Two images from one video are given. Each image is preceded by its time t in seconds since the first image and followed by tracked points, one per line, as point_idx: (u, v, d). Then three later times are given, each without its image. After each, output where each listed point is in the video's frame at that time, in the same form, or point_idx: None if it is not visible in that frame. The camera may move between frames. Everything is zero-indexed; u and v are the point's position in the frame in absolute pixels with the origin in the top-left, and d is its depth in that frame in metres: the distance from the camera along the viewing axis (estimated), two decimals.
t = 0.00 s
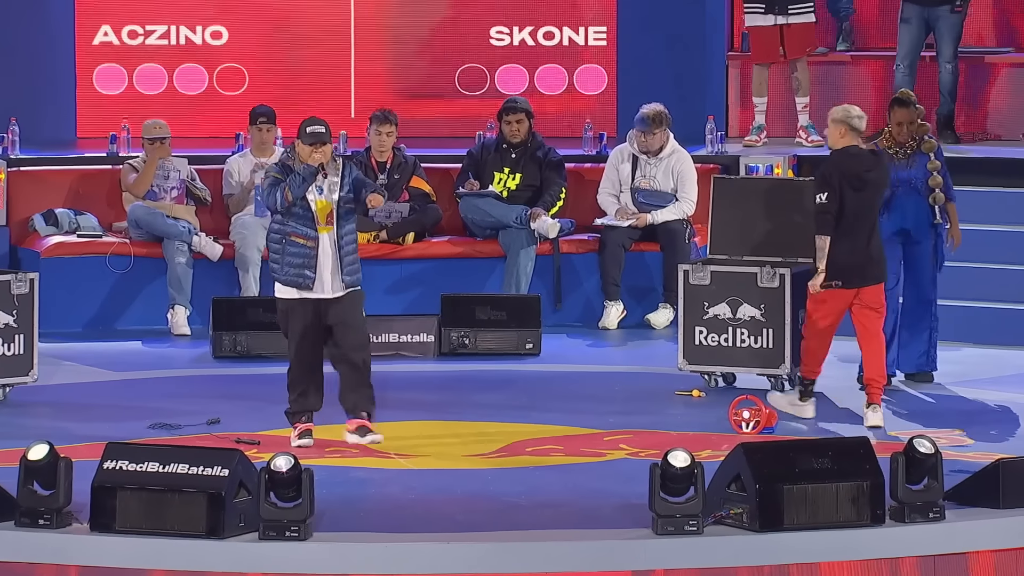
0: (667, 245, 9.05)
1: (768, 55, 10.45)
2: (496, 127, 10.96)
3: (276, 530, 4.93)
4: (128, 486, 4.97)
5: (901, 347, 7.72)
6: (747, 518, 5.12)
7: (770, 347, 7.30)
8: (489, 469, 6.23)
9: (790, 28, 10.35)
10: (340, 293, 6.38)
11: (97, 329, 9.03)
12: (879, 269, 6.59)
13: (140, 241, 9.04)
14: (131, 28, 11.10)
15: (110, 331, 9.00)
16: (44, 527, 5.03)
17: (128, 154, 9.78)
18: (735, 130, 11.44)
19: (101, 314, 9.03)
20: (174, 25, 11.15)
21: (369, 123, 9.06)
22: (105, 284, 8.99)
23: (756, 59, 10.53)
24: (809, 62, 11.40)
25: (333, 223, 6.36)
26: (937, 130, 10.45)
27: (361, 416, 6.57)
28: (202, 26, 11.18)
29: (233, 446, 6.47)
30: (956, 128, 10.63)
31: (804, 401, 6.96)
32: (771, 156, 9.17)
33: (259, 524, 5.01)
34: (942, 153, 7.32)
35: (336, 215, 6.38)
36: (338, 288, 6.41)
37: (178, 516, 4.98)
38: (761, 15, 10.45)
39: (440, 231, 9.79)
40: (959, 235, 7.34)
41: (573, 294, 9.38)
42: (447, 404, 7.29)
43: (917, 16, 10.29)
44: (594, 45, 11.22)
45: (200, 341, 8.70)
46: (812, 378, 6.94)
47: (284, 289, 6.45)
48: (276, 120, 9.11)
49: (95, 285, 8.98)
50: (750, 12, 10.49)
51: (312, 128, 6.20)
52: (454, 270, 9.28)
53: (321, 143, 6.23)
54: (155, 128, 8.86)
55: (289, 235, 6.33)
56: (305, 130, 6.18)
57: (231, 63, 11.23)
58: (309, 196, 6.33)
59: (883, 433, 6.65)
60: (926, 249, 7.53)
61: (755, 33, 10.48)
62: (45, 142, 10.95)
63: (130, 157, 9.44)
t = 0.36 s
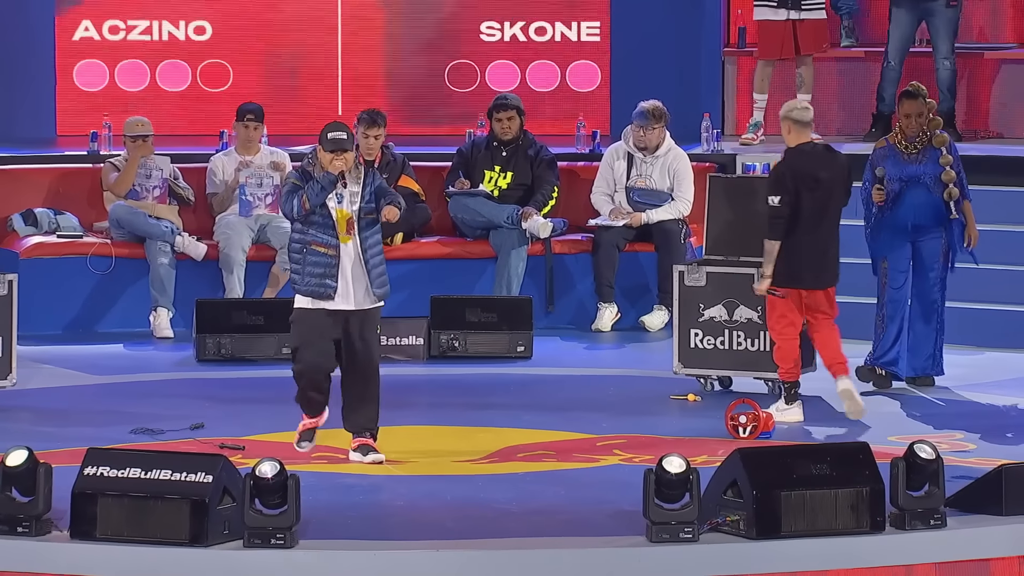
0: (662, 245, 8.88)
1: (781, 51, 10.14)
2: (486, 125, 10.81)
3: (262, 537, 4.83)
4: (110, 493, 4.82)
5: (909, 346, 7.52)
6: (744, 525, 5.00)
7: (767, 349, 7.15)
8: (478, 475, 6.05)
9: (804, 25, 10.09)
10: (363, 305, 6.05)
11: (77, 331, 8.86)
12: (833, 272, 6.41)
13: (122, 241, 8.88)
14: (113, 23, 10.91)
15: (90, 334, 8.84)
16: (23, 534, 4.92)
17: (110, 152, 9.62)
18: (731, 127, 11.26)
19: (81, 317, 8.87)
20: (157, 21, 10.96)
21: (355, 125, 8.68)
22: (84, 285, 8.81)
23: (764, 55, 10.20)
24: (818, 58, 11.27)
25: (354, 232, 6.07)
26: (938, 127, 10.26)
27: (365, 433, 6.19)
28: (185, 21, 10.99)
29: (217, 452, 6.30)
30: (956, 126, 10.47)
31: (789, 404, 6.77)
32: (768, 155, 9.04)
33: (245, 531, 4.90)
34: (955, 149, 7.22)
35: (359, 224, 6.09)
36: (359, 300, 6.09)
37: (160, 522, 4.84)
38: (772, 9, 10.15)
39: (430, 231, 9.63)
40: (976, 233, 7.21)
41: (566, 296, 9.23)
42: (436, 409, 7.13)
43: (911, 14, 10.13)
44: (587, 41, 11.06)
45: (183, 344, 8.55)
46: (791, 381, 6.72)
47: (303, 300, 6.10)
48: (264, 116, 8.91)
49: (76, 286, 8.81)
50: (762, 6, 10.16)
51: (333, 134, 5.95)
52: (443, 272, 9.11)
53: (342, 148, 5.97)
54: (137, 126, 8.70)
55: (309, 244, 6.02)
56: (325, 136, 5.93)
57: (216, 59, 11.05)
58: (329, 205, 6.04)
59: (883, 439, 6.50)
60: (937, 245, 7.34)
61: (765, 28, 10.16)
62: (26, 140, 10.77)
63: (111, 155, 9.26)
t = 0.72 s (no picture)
0: (659, 244, 8.75)
1: (782, 44, 9.84)
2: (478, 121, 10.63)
3: (247, 544, 4.71)
4: (92, 499, 4.72)
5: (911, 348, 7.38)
6: (742, 531, 4.86)
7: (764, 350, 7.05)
8: (470, 479, 5.88)
9: (809, 20, 9.78)
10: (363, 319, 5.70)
11: (58, 332, 8.71)
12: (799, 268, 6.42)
13: (103, 240, 8.71)
14: (94, 15, 10.74)
15: (71, 334, 8.69)
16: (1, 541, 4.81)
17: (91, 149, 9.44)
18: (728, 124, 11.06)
19: (62, 317, 8.72)
20: (139, 13, 10.79)
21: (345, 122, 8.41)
22: (65, 284, 8.66)
23: (767, 49, 9.88)
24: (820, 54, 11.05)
25: (349, 244, 5.70)
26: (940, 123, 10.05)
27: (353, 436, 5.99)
28: (168, 14, 10.83)
29: (201, 455, 6.13)
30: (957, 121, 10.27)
31: (789, 406, 6.63)
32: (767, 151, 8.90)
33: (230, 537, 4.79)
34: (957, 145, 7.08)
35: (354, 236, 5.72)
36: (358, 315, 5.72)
37: (143, 529, 4.74)
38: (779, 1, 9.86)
39: (420, 230, 9.47)
40: (976, 231, 7.04)
41: (561, 296, 9.07)
42: (426, 412, 6.97)
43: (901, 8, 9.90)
44: (581, 35, 10.88)
45: (166, 345, 8.40)
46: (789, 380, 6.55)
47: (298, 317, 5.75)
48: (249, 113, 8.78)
49: (58, 286, 8.65)
50: None
51: (322, 144, 5.53)
52: (434, 271, 8.95)
53: (331, 161, 5.54)
54: (121, 121, 8.51)
55: (302, 260, 5.65)
56: (312, 149, 5.51)
57: (201, 53, 10.88)
58: (321, 216, 5.66)
59: (884, 442, 6.35)
60: (937, 245, 7.19)
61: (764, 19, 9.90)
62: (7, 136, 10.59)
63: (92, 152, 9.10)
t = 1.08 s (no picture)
0: (663, 244, 8.60)
1: (791, 38, 9.54)
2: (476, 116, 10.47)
3: (240, 551, 4.61)
4: (80, 504, 4.60)
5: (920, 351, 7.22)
6: (747, 538, 4.71)
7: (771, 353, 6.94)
8: (469, 484, 5.72)
9: (813, 13, 9.54)
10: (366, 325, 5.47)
11: (46, 333, 8.58)
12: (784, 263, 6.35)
13: (92, 239, 8.53)
14: (83, 10, 10.63)
15: (59, 336, 8.55)
16: None
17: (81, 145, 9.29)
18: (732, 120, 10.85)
19: (50, 318, 8.58)
20: (129, 7, 10.66)
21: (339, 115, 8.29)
22: (53, 284, 8.52)
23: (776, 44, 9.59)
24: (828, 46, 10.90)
25: (360, 247, 5.48)
26: (949, 118, 9.86)
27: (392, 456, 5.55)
28: (159, 8, 10.68)
29: (193, 460, 5.96)
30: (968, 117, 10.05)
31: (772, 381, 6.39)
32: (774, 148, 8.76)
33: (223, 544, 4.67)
34: (957, 140, 6.96)
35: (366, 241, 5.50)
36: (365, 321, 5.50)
37: (134, 535, 4.63)
38: None
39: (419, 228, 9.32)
40: (979, 229, 6.90)
41: (561, 297, 8.92)
42: (424, 416, 6.81)
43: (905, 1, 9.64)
44: (582, 29, 10.71)
45: (157, 347, 8.26)
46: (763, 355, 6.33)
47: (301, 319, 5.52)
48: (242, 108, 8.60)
49: (46, 286, 8.52)
50: None
51: (341, 143, 5.34)
52: (433, 271, 8.80)
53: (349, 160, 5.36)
54: (113, 118, 8.38)
55: (310, 259, 5.43)
56: (333, 145, 5.33)
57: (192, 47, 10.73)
58: (333, 217, 5.45)
59: (893, 447, 6.20)
60: (942, 244, 7.03)
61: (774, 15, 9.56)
62: None
63: (81, 149, 8.93)
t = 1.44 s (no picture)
0: (664, 244, 8.46)
1: (791, 36, 9.43)
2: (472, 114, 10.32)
3: (230, 559, 4.46)
4: (67, 511, 4.45)
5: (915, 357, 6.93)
6: (751, 545, 4.56)
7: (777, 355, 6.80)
8: (465, 490, 5.56)
9: (812, 9, 9.39)
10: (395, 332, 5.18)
11: (32, 336, 8.43)
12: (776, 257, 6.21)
13: (80, 239, 8.40)
14: (69, 4, 10.50)
15: (46, 338, 8.41)
16: None
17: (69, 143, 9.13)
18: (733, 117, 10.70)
19: (36, 320, 8.43)
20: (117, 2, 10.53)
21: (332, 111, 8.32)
22: (39, 286, 8.38)
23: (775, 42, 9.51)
24: (833, 42, 10.75)
25: (386, 253, 5.20)
26: (957, 116, 9.73)
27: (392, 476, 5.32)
28: (148, 2, 10.55)
29: (183, 466, 5.80)
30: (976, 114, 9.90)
31: (721, 399, 6.64)
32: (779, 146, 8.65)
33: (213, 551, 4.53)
34: (947, 137, 6.72)
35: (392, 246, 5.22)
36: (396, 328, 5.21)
37: (122, 543, 4.48)
38: None
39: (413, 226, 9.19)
40: (967, 228, 6.76)
41: (559, 298, 8.77)
42: (419, 420, 6.66)
43: None
44: (582, 24, 10.60)
45: (145, 349, 8.13)
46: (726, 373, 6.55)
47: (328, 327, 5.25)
48: (232, 105, 8.42)
49: (32, 287, 8.38)
50: None
51: (364, 145, 5.08)
52: (429, 271, 8.65)
53: (372, 163, 5.11)
54: (100, 115, 8.24)
55: (335, 264, 5.17)
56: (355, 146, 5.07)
57: (180, 43, 10.59)
58: (357, 221, 5.19)
59: (899, 451, 6.05)
60: (931, 246, 6.79)
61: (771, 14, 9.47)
62: None
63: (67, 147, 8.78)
